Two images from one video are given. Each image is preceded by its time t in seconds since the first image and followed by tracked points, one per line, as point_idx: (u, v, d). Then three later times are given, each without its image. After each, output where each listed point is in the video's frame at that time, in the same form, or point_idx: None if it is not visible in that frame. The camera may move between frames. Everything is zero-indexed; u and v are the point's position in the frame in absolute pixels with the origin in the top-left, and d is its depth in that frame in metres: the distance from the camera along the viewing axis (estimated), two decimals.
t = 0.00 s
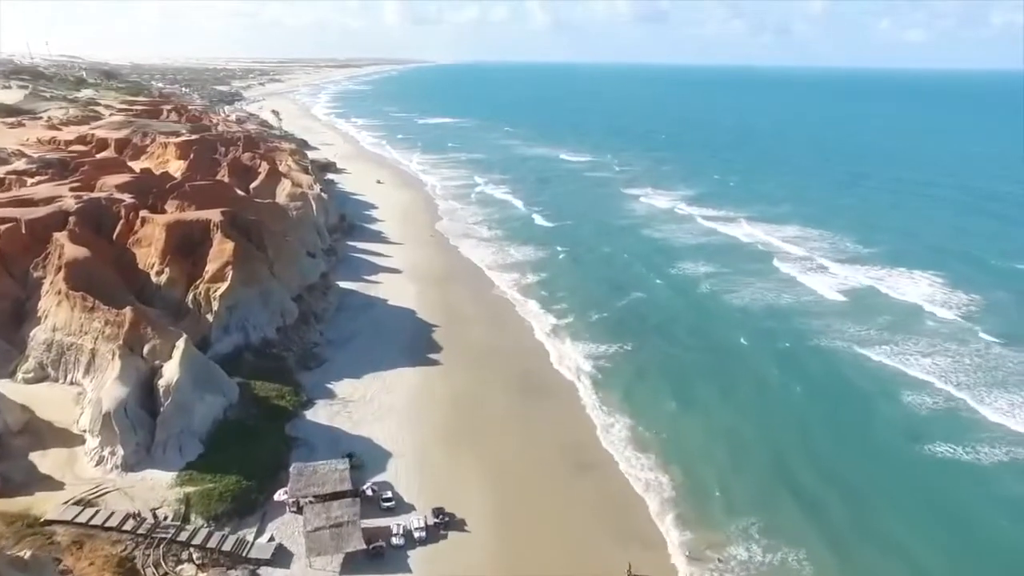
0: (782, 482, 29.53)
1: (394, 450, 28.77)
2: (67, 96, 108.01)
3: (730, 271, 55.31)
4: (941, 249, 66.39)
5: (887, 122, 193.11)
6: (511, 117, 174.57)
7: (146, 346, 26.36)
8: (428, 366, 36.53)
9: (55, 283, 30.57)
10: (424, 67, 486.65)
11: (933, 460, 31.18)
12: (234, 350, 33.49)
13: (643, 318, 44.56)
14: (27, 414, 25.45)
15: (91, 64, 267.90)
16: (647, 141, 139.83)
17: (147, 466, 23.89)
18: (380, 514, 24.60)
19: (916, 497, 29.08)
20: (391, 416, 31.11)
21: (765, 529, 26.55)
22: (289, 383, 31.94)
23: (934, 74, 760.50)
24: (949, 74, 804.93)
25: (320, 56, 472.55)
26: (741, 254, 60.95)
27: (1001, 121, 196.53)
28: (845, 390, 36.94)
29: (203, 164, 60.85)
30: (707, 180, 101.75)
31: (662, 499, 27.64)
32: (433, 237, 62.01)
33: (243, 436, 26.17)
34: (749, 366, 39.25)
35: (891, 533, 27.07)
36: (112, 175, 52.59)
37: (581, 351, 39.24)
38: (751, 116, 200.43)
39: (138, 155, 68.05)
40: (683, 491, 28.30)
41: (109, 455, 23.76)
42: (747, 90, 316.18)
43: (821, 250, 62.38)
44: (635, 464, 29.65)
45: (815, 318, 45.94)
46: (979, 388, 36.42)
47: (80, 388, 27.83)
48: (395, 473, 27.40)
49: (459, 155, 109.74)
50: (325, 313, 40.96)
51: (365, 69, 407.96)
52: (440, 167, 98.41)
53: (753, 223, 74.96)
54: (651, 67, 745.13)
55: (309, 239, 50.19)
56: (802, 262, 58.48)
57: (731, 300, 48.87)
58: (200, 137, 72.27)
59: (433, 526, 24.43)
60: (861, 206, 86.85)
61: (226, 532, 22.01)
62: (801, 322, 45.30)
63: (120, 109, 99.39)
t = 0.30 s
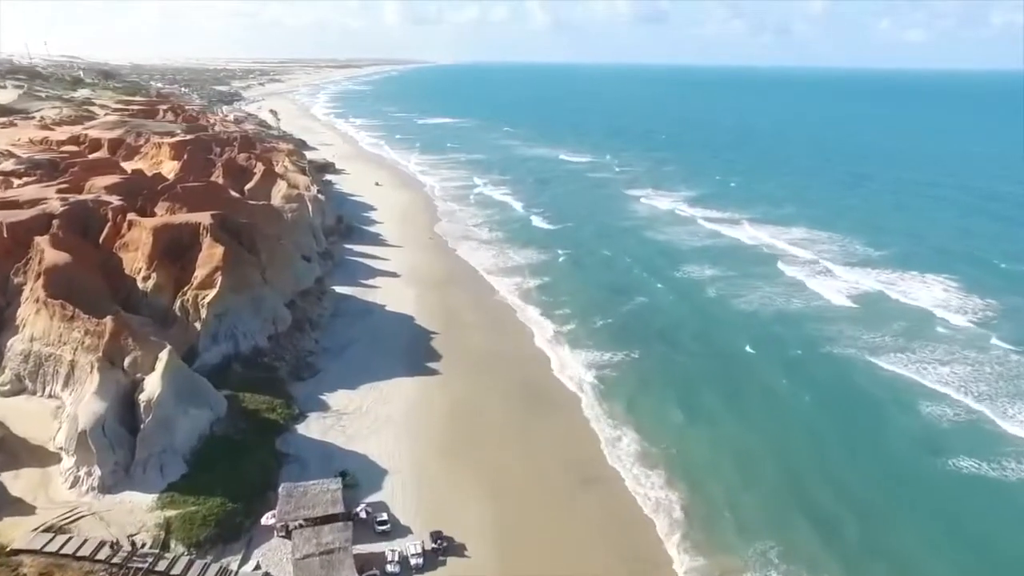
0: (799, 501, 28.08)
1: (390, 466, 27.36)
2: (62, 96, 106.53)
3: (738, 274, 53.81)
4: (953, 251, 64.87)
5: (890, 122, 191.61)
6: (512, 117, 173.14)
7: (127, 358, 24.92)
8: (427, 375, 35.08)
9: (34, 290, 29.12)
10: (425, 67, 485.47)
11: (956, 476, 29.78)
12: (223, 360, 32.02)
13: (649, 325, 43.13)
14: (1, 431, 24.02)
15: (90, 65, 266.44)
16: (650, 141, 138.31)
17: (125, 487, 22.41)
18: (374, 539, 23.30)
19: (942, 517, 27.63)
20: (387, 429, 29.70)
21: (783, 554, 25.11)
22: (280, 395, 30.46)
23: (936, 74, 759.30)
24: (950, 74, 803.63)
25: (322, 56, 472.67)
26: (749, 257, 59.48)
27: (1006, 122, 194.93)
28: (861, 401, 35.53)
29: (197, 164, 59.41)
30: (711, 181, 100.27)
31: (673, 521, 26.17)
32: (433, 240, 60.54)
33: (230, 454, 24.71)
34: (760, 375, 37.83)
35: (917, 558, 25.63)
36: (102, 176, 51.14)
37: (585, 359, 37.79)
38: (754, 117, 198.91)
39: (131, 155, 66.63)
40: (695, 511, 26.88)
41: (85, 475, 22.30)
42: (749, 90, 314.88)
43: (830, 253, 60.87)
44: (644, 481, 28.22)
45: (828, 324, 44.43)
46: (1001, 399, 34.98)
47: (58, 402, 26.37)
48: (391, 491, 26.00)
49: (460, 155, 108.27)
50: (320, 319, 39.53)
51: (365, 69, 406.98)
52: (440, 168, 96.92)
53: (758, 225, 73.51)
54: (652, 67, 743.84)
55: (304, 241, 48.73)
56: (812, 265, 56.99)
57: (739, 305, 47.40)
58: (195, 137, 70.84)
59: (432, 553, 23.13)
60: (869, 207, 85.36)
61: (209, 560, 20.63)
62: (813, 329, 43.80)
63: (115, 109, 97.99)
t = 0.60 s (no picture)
0: (817, 522, 26.65)
1: (385, 486, 25.91)
2: (56, 96, 105.01)
3: (745, 278, 52.34)
4: (965, 254, 63.36)
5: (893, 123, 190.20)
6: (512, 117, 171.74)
7: (106, 372, 23.48)
8: (425, 387, 33.64)
9: (11, 299, 27.74)
10: (425, 68, 483.94)
11: (981, 495, 28.35)
12: (212, 371, 30.53)
13: (656, 332, 41.64)
14: None
15: (89, 65, 264.95)
16: (652, 142, 136.91)
17: (100, 511, 21.00)
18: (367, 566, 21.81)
19: (968, 539, 26.21)
20: (383, 445, 28.27)
21: None
22: (270, 408, 28.96)
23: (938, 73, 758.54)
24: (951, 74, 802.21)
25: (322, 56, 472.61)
26: (756, 260, 58.04)
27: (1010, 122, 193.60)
28: (878, 413, 34.09)
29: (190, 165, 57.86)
30: (716, 181, 98.65)
31: (685, 546, 24.66)
32: (432, 242, 59.07)
33: (215, 475, 23.26)
34: (771, 384, 36.41)
35: None
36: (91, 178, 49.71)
37: (590, 369, 36.34)
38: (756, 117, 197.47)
39: (124, 156, 65.24)
40: (707, 534, 25.44)
41: (58, 499, 20.89)
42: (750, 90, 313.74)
43: (839, 255, 59.36)
44: (653, 500, 26.79)
45: (841, 331, 42.93)
46: None
47: (34, 418, 24.93)
48: (386, 513, 24.57)
49: (460, 156, 106.71)
50: (315, 326, 38.07)
51: (366, 70, 405.46)
52: (440, 168, 95.44)
53: (764, 228, 72.05)
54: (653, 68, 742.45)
55: (299, 244, 47.29)
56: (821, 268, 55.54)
57: (748, 311, 45.95)
58: (189, 137, 69.40)
59: None
60: (876, 208, 83.88)
61: None
62: (826, 336, 42.30)
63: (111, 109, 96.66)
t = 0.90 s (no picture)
0: (837, 548, 25.18)
1: (380, 507, 24.46)
2: (51, 96, 103.63)
3: (754, 282, 50.87)
4: (977, 256, 61.84)
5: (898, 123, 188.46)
6: (512, 117, 170.57)
7: (82, 387, 21.96)
8: (424, 399, 32.14)
9: None
10: (426, 68, 481.90)
11: (1008, 519, 26.88)
12: (199, 383, 28.98)
13: (663, 340, 40.14)
14: None
15: (88, 65, 263.45)
16: (654, 142, 135.51)
17: (71, 541, 19.52)
18: None
19: (998, 564, 24.72)
20: (379, 463, 26.80)
21: None
22: (259, 423, 27.42)
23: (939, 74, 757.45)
24: (953, 74, 800.11)
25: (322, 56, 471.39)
26: (764, 263, 56.57)
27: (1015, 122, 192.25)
28: (896, 428, 32.58)
29: (183, 166, 56.37)
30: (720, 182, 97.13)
31: (699, 574, 23.16)
32: (431, 246, 57.58)
33: (198, 497, 21.71)
34: (784, 396, 34.90)
35: None
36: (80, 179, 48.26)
37: (596, 379, 34.86)
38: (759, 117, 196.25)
39: (117, 156, 63.81)
40: (721, 560, 23.96)
41: (25, 528, 19.42)
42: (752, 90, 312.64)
43: (849, 258, 57.86)
44: (665, 523, 25.25)
45: (855, 338, 41.40)
46: None
47: (5, 436, 22.18)
48: (380, 539, 23.12)
49: (461, 156, 105.32)
50: (309, 334, 36.58)
51: (366, 69, 403.57)
52: (440, 169, 93.93)
53: (771, 230, 70.63)
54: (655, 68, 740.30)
55: (293, 248, 45.77)
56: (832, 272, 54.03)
57: (758, 317, 44.46)
58: (184, 137, 67.93)
59: None
60: (883, 209, 82.41)
61: None
62: (840, 344, 40.78)
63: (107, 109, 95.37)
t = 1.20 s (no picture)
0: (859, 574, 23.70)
1: (374, 532, 22.98)
2: (46, 96, 102.27)
3: (763, 287, 49.41)
4: (990, 259, 60.34)
5: (902, 124, 187.02)
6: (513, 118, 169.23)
7: (54, 405, 20.40)
8: (422, 412, 30.66)
9: None
10: (427, 69, 481.00)
11: None
12: (184, 397, 27.47)
13: (671, 349, 38.67)
14: None
15: (86, 66, 262.02)
16: (656, 143, 134.14)
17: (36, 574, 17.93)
18: None
19: None
20: (374, 482, 25.33)
21: None
22: (248, 439, 25.94)
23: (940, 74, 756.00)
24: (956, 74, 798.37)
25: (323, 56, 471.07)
26: (772, 267, 55.11)
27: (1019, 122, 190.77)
28: (916, 442, 31.06)
29: (176, 167, 54.89)
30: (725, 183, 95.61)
31: None
32: (431, 249, 56.14)
33: (177, 525, 20.22)
34: (796, 408, 33.41)
35: None
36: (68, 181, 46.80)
37: (603, 390, 33.38)
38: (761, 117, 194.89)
39: (109, 157, 62.37)
40: None
41: None
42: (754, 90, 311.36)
43: (860, 261, 56.39)
44: (678, 549, 23.76)
45: (871, 347, 39.86)
46: None
47: None
48: (375, 568, 21.64)
49: (461, 157, 103.91)
50: (303, 343, 35.11)
51: (367, 70, 402.33)
52: (440, 170, 92.44)
53: (777, 232, 69.18)
54: (655, 68, 739.87)
55: (288, 252, 44.26)
56: (843, 276, 52.48)
57: (769, 323, 42.98)
58: (178, 138, 66.48)
59: None
60: (891, 211, 80.97)
61: None
62: (855, 352, 39.27)
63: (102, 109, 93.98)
